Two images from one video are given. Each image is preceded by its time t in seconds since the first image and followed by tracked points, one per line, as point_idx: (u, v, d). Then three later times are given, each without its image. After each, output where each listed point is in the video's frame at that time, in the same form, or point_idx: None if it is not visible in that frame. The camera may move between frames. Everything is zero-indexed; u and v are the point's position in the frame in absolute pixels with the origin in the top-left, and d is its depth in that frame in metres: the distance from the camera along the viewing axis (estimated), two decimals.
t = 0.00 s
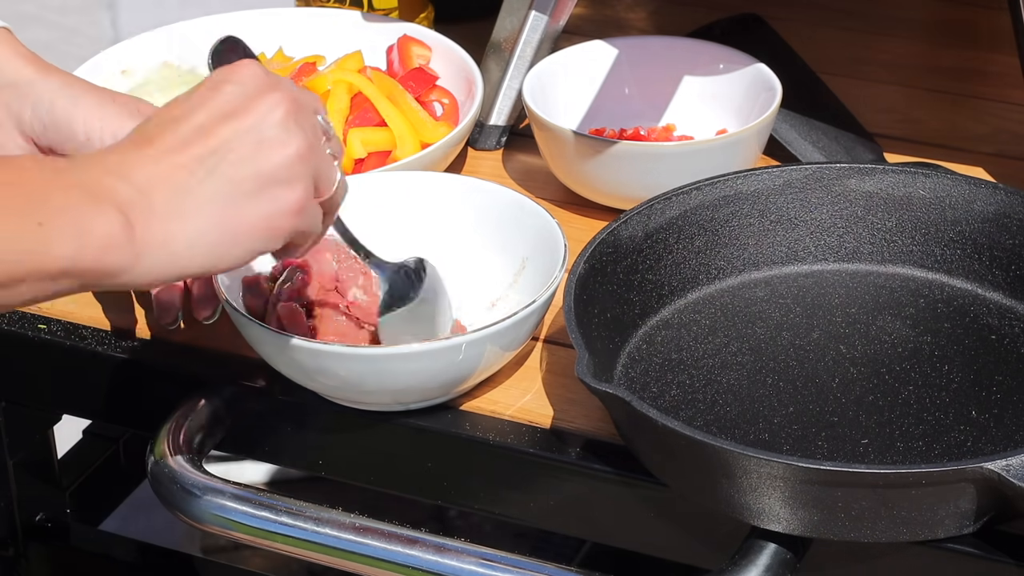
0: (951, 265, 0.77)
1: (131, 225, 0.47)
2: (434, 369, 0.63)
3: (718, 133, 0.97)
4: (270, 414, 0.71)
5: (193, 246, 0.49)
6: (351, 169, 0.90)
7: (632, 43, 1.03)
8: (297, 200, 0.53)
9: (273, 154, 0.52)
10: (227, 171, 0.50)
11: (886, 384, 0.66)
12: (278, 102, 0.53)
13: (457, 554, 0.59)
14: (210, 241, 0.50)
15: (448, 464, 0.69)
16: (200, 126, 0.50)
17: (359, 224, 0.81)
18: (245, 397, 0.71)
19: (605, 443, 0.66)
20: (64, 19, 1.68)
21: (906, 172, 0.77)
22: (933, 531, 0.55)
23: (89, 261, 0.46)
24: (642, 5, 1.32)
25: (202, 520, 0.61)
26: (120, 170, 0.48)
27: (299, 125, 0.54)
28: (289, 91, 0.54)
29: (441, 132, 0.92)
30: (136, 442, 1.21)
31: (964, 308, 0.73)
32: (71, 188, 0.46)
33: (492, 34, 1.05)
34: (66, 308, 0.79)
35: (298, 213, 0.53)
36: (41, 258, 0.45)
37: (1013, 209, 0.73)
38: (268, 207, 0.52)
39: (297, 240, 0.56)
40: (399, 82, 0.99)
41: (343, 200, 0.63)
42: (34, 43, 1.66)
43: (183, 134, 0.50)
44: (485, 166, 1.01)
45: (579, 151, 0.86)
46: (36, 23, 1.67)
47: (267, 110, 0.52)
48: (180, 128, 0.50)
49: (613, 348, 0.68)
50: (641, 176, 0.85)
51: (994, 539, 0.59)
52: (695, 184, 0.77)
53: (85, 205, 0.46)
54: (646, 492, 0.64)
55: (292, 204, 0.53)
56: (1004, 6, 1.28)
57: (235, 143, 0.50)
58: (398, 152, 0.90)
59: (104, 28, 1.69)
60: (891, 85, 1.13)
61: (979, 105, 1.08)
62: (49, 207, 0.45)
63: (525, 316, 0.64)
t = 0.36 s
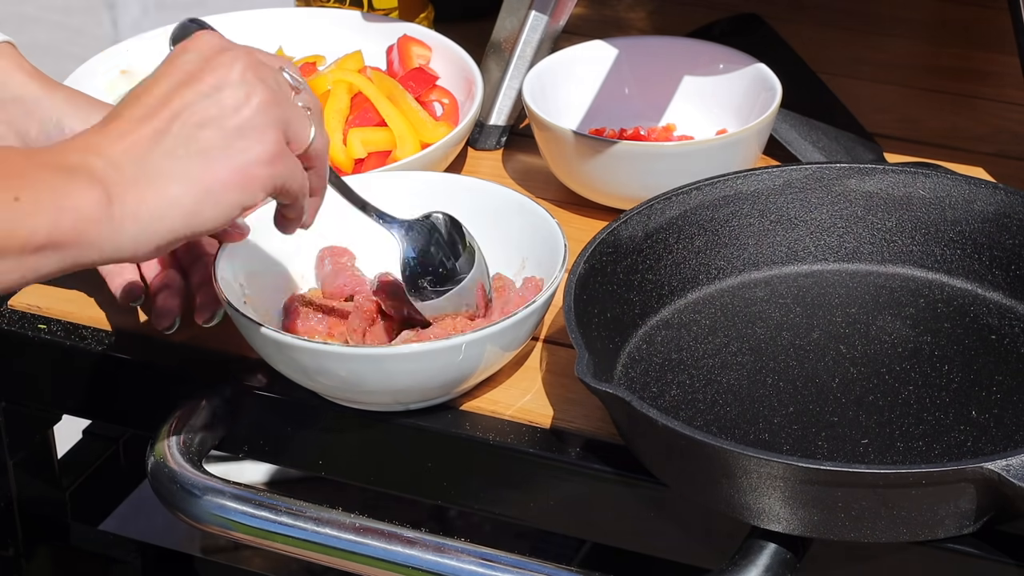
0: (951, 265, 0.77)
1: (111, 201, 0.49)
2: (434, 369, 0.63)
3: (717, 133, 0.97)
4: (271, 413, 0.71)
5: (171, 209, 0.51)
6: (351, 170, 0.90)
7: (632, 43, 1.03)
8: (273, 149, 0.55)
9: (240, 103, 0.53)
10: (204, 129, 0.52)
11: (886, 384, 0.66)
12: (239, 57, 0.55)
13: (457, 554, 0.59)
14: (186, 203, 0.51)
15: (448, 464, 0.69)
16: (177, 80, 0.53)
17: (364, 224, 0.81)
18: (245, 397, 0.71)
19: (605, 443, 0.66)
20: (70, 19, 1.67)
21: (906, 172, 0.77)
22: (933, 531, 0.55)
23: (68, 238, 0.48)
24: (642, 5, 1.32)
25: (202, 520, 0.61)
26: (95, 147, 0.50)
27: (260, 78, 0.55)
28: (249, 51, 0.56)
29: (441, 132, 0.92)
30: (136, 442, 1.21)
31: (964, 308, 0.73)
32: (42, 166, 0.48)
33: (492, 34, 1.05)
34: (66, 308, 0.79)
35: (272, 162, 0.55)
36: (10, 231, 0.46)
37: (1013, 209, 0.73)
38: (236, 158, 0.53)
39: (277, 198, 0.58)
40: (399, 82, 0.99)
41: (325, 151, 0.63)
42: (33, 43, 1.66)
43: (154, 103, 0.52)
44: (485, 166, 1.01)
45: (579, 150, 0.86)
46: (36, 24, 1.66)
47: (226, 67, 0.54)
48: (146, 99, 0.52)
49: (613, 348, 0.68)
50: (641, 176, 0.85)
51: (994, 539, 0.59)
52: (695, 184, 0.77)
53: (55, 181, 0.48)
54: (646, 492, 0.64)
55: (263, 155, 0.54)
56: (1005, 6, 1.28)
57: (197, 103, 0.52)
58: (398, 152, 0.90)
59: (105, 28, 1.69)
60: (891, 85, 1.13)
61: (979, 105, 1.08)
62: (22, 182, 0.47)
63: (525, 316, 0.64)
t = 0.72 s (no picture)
0: (951, 265, 0.77)
1: (64, 190, 0.54)
2: (434, 369, 0.63)
3: (718, 133, 0.97)
4: (271, 414, 0.71)
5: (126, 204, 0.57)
6: (352, 170, 0.90)
7: (632, 43, 1.03)
8: (224, 153, 0.61)
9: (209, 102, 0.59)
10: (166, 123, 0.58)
11: (886, 384, 0.66)
12: (199, 56, 0.60)
13: (458, 554, 0.59)
14: (137, 200, 0.57)
15: (448, 464, 0.69)
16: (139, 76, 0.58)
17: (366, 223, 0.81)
18: (245, 397, 0.71)
19: (605, 443, 0.66)
20: (69, 19, 1.64)
21: (906, 172, 0.77)
22: (933, 531, 0.55)
23: (26, 227, 0.53)
24: (642, 5, 1.32)
25: (202, 520, 0.61)
26: (53, 138, 0.55)
27: (223, 79, 0.61)
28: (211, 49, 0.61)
29: (441, 132, 0.92)
30: (136, 442, 1.21)
31: (964, 308, 0.73)
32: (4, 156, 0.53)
33: (492, 34, 1.05)
34: (66, 308, 0.79)
35: (223, 167, 0.61)
36: None
37: (1013, 209, 0.73)
38: (192, 163, 0.59)
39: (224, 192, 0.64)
40: (399, 82, 0.99)
41: (273, 145, 0.68)
42: (30, 42, 1.65)
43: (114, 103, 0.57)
44: (485, 166, 1.01)
45: (579, 151, 0.86)
46: (35, 23, 1.63)
47: (189, 67, 0.59)
48: (105, 92, 0.57)
49: (613, 348, 0.68)
50: (641, 176, 0.85)
51: (993, 539, 0.59)
52: (695, 183, 0.77)
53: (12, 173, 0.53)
54: (646, 492, 0.64)
55: (217, 159, 0.60)
56: (1005, 6, 1.28)
57: (157, 104, 0.57)
58: (398, 152, 0.90)
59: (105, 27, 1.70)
60: (891, 85, 1.13)
61: (979, 105, 1.08)
62: None
63: (524, 316, 0.64)
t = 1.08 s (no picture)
0: (951, 265, 0.77)
1: (74, 221, 0.52)
2: (433, 369, 0.63)
3: (718, 133, 0.97)
4: (271, 414, 0.71)
5: (132, 232, 0.54)
6: (352, 170, 0.90)
7: (632, 43, 1.03)
8: (227, 165, 0.57)
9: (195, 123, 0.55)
10: (161, 146, 0.54)
11: (886, 384, 0.66)
12: (188, 76, 0.56)
13: (458, 554, 0.59)
14: (148, 224, 0.54)
15: (448, 464, 0.69)
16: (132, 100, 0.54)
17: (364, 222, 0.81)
18: (244, 397, 0.71)
19: (605, 443, 0.66)
20: (71, 20, 1.67)
21: (906, 172, 0.77)
22: (932, 531, 0.55)
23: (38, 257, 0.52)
24: (642, 5, 1.32)
25: (202, 520, 0.61)
26: (55, 167, 0.52)
27: (213, 96, 0.57)
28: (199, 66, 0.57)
29: (441, 132, 0.92)
30: (136, 442, 1.21)
31: (964, 308, 0.73)
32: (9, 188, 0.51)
33: (492, 34, 1.05)
34: (67, 309, 0.79)
35: (226, 180, 0.57)
36: None
37: (1013, 209, 0.73)
38: (195, 180, 0.55)
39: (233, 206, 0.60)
40: (399, 82, 0.99)
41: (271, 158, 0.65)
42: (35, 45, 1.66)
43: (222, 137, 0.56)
44: (485, 166, 1.01)
45: (579, 150, 0.86)
46: (35, 25, 1.64)
47: (179, 85, 0.55)
48: (100, 117, 0.53)
49: (613, 348, 0.68)
50: (642, 176, 0.85)
51: (993, 539, 0.59)
52: (695, 184, 0.77)
53: (21, 204, 0.51)
54: (646, 492, 0.64)
55: (219, 171, 0.56)
56: (1004, 6, 1.28)
57: (151, 124, 0.54)
58: (398, 152, 0.90)
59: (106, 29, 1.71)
60: (892, 85, 1.13)
61: (979, 105, 1.08)
62: None
63: (524, 316, 0.64)
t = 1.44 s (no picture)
0: (951, 265, 0.77)
1: (125, 245, 0.48)
2: (434, 369, 0.63)
3: (718, 133, 0.97)
4: (271, 414, 0.71)
5: (185, 254, 0.50)
6: (352, 170, 0.90)
7: (632, 43, 1.03)
8: (285, 190, 0.54)
9: (259, 143, 0.53)
10: (221, 163, 0.52)
11: (886, 384, 0.66)
12: (251, 97, 0.54)
13: (458, 554, 0.59)
14: (200, 247, 0.51)
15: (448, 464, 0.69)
16: (199, 114, 0.53)
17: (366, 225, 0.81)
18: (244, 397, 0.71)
19: (605, 443, 0.66)
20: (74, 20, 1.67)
21: (906, 173, 0.77)
22: (933, 531, 0.55)
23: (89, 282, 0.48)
24: (642, 5, 1.32)
25: (201, 520, 0.61)
26: (105, 187, 0.49)
27: (274, 117, 0.55)
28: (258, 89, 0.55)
29: (441, 132, 0.92)
30: (136, 442, 1.21)
31: (964, 308, 0.73)
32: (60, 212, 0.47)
33: (492, 34, 1.05)
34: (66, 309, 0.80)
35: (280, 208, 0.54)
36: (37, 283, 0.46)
37: (1013, 209, 0.73)
38: (251, 203, 0.52)
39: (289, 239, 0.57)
40: (399, 82, 0.99)
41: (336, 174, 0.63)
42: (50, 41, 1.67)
43: (285, 155, 0.55)
44: (485, 166, 1.01)
45: (579, 150, 0.86)
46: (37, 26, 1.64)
47: (238, 107, 0.54)
48: (156, 139, 0.51)
49: (613, 348, 0.68)
50: (642, 176, 0.85)
51: (994, 539, 0.59)
52: (696, 184, 0.77)
53: (68, 228, 0.47)
54: (646, 492, 0.64)
55: (275, 196, 0.53)
56: (1004, 6, 1.28)
57: (210, 145, 0.52)
58: (398, 152, 0.90)
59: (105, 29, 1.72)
60: (891, 85, 1.13)
61: (979, 105, 1.08)
62: (45, 233, 0.46)
63: (524, 317, 0.64)
